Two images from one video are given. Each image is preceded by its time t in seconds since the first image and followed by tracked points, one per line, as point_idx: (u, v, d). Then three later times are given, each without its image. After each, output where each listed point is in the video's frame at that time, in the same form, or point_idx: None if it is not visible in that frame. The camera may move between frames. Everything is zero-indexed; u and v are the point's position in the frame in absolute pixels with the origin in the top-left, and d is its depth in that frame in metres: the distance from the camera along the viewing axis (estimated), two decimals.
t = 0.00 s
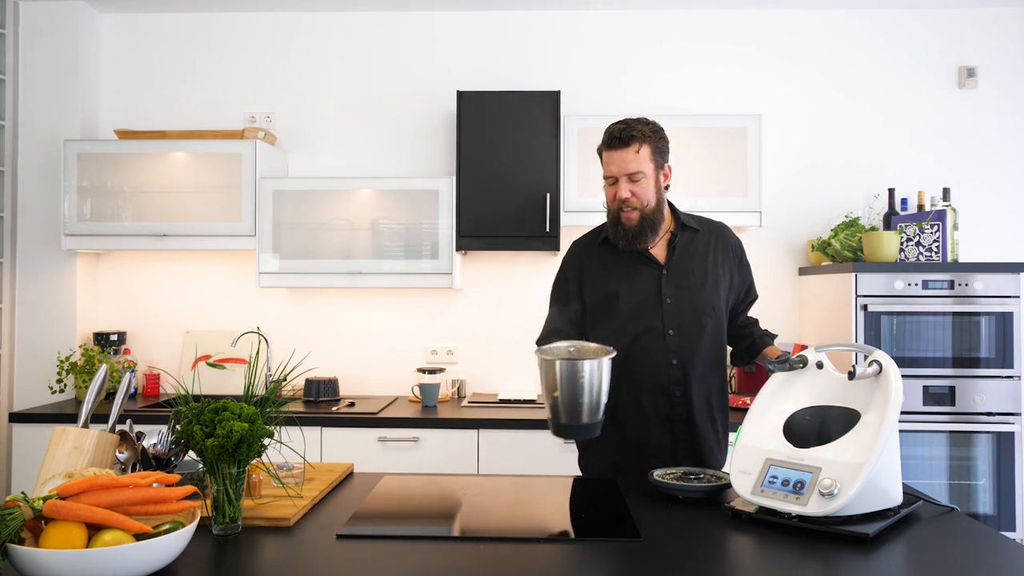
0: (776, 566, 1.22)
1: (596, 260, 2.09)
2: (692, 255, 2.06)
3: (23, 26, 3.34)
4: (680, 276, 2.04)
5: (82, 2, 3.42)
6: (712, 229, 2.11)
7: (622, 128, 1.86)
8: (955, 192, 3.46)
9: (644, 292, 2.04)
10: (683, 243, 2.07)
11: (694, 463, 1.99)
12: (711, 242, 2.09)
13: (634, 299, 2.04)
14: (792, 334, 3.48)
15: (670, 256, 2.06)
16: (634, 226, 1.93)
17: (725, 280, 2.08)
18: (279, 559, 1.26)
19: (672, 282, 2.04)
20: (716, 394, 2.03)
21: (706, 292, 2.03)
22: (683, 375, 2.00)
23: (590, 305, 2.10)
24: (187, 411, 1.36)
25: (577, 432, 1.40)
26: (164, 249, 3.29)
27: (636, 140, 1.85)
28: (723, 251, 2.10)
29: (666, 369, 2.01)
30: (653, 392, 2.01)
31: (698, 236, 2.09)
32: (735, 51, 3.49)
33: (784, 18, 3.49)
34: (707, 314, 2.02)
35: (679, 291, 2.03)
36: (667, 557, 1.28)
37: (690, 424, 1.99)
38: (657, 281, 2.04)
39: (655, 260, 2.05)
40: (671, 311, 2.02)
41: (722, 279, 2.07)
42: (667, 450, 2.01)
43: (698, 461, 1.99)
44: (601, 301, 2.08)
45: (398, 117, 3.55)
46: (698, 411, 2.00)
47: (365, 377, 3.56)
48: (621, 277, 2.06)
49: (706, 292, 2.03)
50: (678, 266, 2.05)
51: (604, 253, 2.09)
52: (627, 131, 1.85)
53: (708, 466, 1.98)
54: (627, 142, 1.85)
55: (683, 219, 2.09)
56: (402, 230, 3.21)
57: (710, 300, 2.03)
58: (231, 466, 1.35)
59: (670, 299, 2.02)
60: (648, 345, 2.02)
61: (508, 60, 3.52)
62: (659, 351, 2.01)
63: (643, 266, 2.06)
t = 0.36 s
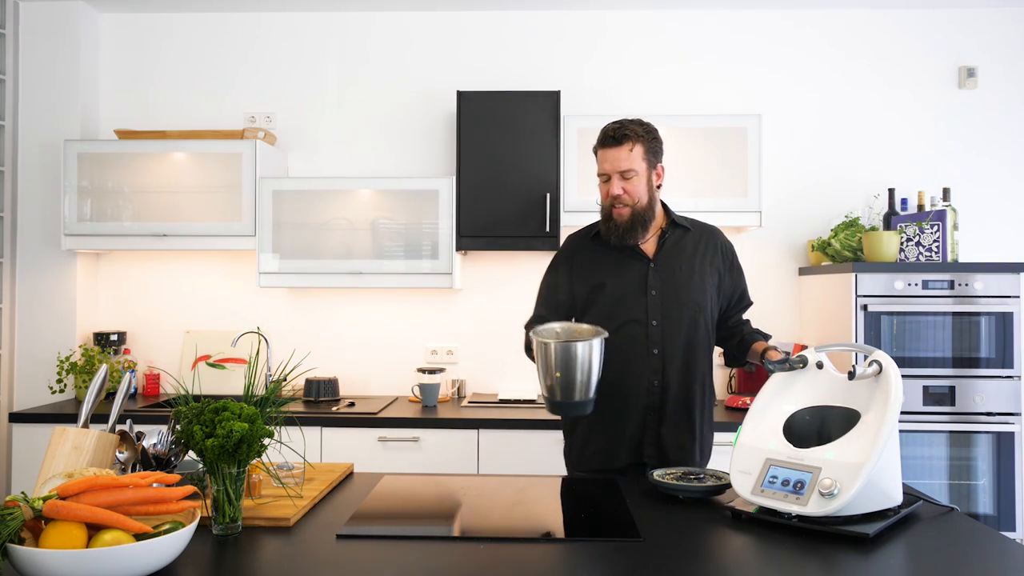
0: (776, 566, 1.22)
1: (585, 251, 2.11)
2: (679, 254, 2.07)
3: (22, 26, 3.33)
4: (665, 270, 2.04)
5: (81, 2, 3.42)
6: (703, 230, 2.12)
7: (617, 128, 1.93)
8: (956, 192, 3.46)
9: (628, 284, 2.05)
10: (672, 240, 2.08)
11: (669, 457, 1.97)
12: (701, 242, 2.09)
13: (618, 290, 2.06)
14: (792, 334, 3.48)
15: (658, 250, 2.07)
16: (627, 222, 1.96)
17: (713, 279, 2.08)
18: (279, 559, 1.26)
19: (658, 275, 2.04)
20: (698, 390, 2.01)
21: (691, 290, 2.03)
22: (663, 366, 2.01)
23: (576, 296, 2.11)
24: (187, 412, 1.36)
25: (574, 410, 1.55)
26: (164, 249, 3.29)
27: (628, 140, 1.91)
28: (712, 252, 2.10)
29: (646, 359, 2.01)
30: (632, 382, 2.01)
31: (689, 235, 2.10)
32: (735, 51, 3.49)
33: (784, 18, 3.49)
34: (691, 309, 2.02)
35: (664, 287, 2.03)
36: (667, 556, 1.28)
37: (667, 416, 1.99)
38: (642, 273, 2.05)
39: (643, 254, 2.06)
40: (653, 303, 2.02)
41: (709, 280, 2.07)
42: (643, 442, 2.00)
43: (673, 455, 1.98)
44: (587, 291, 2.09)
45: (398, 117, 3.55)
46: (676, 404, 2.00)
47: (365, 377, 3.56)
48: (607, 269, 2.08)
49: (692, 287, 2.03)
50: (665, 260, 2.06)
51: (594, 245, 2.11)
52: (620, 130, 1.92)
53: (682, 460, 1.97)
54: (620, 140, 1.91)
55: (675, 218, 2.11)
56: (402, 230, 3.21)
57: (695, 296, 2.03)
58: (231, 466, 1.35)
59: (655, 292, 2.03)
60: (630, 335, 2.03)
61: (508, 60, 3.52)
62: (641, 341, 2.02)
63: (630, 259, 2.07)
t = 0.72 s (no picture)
0: (776, 566, 1.22)
1: (551, 256, 2.11)
2: (643, 257, 2.07)
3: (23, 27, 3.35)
4: (630, 274, 2.05)
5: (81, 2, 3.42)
6: (670, 234, 2.12)
7: (584, 131, 1.90)
8: (956, 192, 3.46)
9: (593, 288, 2.06)
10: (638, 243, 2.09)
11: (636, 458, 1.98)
12: (668, 246, 2.10)
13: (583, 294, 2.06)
14: (791, 334, 3.48)
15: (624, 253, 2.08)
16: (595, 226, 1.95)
17: (679, 283, 2.09)
18: (280, 559, 1.26)
19: (623, 278, 2.05)
20: (663, 393, 2.01)
21: (655, 293, 2.04)
22: (628, 368, 2.01)
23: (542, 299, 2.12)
24: (187, 411, 1.36)
25: (543, 424, 1.54)
26: (164, 249, 3.29)
27: (597, 144, 1.89)
28: (678, 255, 2.10)
29: (611, 360, 2.02)
30: (597, 384, 2.01)
31: (655, 238, 2.10)
32: (736, 51, 3.49)
33: (784, 18, 3.49)
34: (655, 311, 2.03)
35: (629, 290, 2.04)
36: (667, 556, 1.28)
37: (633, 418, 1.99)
38: (608, 276, 2.06)
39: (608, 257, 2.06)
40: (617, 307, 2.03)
41: (674, 283, 2.07)
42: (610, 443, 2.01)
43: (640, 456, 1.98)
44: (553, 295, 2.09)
45: (398, 117, 3.55)
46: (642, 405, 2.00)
47: (365, 377, 3.56)
48: (573, 272, 2.08)
49: (657, 290, 2.04)
50: (631, 264, 2.07)
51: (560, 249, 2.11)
52: (588, 134, 1.89)
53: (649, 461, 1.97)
54: (589, 145, 1.88)
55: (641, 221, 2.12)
56: (402, 230, 3.21)
57: (660, 298, 2.04)
58: (232, 466, 1.35)
59: (620, 294, 2.04)
60: (595, 337, 2.03)
61: (508, 60, 3.52)
62: (606, 343, 2.03)
63: (595, 263, 2.07)
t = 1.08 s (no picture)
0: (776, 566, 1.22)
1: (496, 264, 2.04)
2: (592, 260, 2.00)
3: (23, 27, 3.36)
4: (580, 278, 1.98)
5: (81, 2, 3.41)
6: (619, 230, 2.06)
7: (534, 153, 1.76)
8: (956, 192, 3.46)
9: (542, 295, 1.98)
10: (586, 244, 2.02)
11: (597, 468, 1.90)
12: (617, 244, 2.04)
13: (533, 302, 1.98)
14: (791, 334, 3.49)
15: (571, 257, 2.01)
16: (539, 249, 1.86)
17: (628, 283, 2.03)
18: (280, 559, 1.26)
19: (573, 283, 1.98)
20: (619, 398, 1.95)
21: (606, 297, 1.98)
22: (582, 377, 1.94)
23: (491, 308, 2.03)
24: (187, 411, 1.36)
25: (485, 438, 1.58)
26: (164, 249, 3.29)
27: (547, 168, 1.76)
28: (627, 254, 2.05)
29: (564, 371, 1.95)
30: (551, 395, 1.95)
31: (603, 237, 2.04)
32: (736, 52, 3.49)
33: (784, 18, 3.49)
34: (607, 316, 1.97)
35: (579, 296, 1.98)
36: (666, 556, 1.28)
37: (589, 428, 1.91)
38: (556, 283, 1.99)
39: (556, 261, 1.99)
40: (569, 315, 1.96)
41: (623, 284, 2.02)
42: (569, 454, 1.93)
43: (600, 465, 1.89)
44: (502, 305, 2.02)
45: (398, 117, 3.55)
46: (598, 413, 1.93)
47: (366, 377, 3.56)
48: (521, 279, 2.00)
49: (608, 293, 1.98)
50: (579, 266, 2.00)
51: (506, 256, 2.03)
52: (538, 157, 1.75)
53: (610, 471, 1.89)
54: (538, 170, 1.75)
55: (588, 220, 2.04)
56: (402, 230, 3.21)
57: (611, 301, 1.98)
58: (232, 466, 1.35)
59: (570, 301, 1.97)
60: (547, 347, 1.96)
61: (508, 60, 3.52)
62: (558, 352, 1.96)
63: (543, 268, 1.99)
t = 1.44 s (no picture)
0: (776, 566, 1.22)
1: (498, 259, 2.04)
2: (594, 258, 2.00)
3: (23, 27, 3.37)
4: (581, 277, 1.98)
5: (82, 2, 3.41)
6: (623, 227, 2.05)
7: (543, 140, 1.77)
8: (956, 192, 3.46)
9: (542, 293, 1.99)
10: (588, 240, 2.01)
11: (593, 469, 1.90)
12: (620, 240, 2.03)
13: (533, 300, 1.99)
14: (791, 334, 3.49)
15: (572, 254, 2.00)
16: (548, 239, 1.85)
17: (632, 281, 2.01)
18: (280, 559, 1.26)
19: (573, 282, 1.98)
20: (616, 399, 1.95)
21: (607, 297, 1.97)
22: (578, 378, 1.95)
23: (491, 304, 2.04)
24: (187, 411, 1.36)
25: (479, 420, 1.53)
26: (164, 249, 3.29)
27: (557, 154, 1.77)
28: (632, 252, 2.03)
29: (560, 371, 1.95)
30: (547, 395, 1.96)
31: (606, 234, 2.03)
32: (736, 51, 3.49)
33: (784, 18, 3.49)
34: (606, 316, 1.97)
35: (579, 295, 1.98)
36: (666, 556, 1.28)
37: (584, 429, 1.92)
38: (556, 280, 1.99)
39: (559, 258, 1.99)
40: (568, 314, 1.97)
41: (627, 283, 2.00)
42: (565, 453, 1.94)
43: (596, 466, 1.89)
44: (501, 302, 2.03)
45: (398, 117, 3.55)
46: (593, 414, 1.94)
47: (366, 377, 3.56)
48: (522, 276, 2.00)
49: (608, 292, 1.98)
50: (580, 265, 1.99)
51: (508, 251, 2.03)
52: (547, 144, 1.76)
53: (607, 472, 1.89)
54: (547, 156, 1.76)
55: (591, 216, 2.03)
56: (402, 230, 3.21)
57: (610, 301, 1.97)
58: (231, 466, 1.35)
59: (569, 300, 1.97)
60: (544, 347, 1.97)
61: (508, 60, 3.52)
62: (555, 352, 1.96)
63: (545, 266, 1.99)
